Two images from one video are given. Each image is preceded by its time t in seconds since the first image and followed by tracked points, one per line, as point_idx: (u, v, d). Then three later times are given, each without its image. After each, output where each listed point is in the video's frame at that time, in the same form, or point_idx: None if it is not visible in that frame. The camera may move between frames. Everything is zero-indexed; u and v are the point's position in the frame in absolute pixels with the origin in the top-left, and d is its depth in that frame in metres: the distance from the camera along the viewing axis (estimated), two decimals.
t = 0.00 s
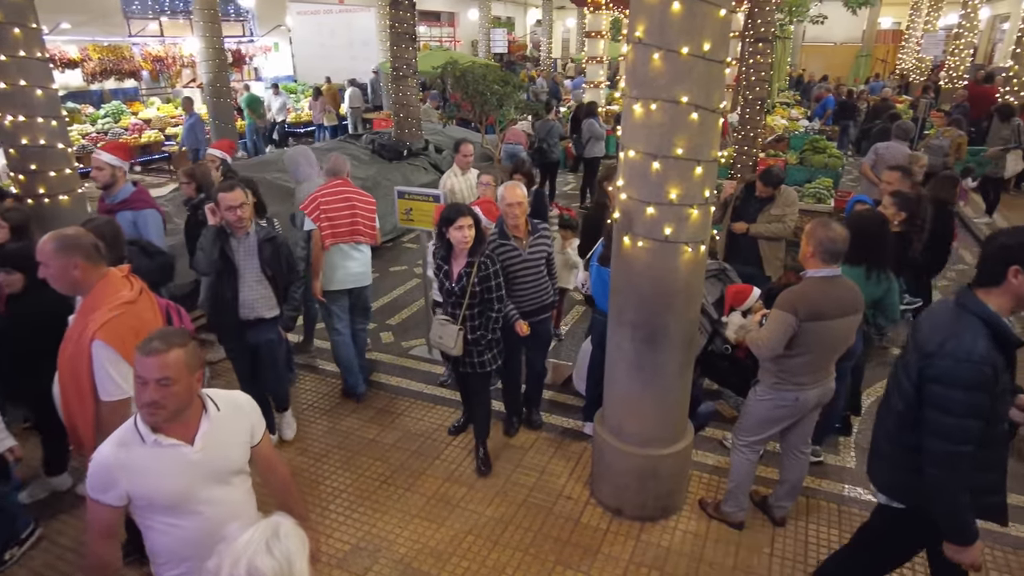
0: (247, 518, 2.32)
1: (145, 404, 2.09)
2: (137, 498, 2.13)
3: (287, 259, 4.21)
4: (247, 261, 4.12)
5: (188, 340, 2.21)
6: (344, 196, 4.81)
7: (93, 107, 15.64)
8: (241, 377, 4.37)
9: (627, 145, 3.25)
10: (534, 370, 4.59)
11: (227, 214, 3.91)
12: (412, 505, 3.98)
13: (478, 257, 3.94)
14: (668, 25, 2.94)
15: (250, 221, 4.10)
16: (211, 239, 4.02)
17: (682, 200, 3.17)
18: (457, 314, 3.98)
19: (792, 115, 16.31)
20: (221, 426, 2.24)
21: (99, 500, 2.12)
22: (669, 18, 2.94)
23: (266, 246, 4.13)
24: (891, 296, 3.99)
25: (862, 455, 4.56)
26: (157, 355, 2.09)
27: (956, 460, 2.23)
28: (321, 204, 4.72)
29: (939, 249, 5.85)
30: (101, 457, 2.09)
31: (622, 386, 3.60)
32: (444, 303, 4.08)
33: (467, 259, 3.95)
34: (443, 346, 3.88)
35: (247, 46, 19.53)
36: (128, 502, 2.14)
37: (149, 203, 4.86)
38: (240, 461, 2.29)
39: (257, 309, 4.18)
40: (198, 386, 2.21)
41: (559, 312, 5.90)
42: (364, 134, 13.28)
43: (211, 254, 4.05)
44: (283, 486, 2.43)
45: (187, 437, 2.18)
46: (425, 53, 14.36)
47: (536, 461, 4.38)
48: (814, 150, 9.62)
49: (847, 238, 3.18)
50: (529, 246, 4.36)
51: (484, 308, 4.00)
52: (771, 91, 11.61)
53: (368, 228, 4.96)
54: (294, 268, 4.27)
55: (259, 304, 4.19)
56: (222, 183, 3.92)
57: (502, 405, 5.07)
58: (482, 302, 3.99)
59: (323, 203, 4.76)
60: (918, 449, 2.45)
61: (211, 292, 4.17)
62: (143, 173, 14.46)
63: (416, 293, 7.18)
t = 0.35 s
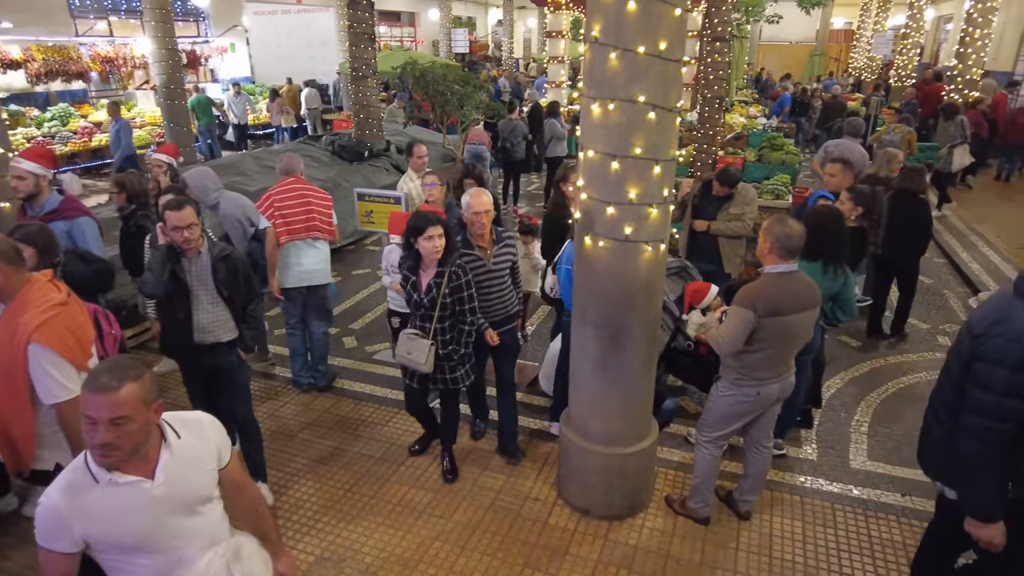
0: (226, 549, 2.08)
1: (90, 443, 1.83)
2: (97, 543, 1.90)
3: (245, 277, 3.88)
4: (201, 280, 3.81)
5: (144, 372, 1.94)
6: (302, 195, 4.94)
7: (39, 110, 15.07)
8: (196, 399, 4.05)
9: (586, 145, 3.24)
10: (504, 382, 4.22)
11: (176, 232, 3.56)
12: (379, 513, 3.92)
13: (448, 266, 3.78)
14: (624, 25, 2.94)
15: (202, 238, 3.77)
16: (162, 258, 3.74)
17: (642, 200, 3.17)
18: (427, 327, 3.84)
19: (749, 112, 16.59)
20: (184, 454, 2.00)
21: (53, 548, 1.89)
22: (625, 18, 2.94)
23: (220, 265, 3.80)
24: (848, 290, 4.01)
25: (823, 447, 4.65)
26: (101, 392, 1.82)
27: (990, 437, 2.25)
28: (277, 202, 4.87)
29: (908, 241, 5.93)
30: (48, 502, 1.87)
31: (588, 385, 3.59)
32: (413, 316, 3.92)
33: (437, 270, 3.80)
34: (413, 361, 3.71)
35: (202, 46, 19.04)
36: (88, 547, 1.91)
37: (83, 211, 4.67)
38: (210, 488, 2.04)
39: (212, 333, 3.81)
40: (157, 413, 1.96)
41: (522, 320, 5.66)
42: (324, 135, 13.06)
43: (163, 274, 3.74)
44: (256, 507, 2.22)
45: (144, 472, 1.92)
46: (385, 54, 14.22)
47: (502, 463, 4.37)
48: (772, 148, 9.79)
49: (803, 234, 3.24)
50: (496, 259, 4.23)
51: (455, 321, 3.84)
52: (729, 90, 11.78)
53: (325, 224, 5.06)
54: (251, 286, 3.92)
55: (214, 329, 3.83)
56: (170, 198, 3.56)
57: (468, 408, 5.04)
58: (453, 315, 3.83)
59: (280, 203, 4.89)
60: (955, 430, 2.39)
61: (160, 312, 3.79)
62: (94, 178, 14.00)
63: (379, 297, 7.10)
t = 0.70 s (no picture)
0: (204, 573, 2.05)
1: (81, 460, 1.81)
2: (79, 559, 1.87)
3: (213, 299, 3.61)
4: (163, 301, 3.57)
5: (136, 393, 1.87)
6: (236, 199, 4.86)
7: None
8: (161, 422, 3.85)
9: (540, 145, 3.22)
10: (474, 398, 4.09)
11: (136, 245, 3.32)
12: (339, 523, 3.84)
13: (402, 279, 3.56)
14: (574, 24, 2.93)
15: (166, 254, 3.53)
16: (118, 276, 3.48)
17: (597, 199, 3.17)
18: (383, 345, 3.57)
19: (705, 110, 16.84)
20: (176, 472, 1.98)
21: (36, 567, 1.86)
22: (575, 17, 2.93)
23: (185, 285, 3.54)
24: (801, 283, 4.07)
25: (781, 439, 4.73)
26: (95, 422, 1.76)
27: None
28: (210, 208, 4.79)
29: (874, 231, 6.29)
30: (31, 518, 1.84)
31: (549, 386, 3.58)
32: (361, 335, 3.63)
33: (389, 284, 3.55)
34: (371, 383, 3.41)
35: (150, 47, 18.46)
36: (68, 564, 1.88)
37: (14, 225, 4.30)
38: (198, 508, 2.02)
39: (172, 357, 3.60)
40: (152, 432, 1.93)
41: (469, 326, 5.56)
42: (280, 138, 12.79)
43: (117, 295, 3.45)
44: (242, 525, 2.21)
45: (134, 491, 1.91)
46: (340, 55, 14.01)
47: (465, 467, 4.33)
48: (727, 145, 9.96)
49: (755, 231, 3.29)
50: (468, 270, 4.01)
51: (412, 335, 3.63)
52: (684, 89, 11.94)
53: (265, 224, 5.00)
54: (221, 308, 3.65)
55: (176, 353, 3.61)
56: (131, 210, 3.33)
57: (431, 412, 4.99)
58: (410, 329, 3.62)
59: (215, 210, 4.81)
60: (1001, 449, 2.41)
61: (113, 332, 3.52)
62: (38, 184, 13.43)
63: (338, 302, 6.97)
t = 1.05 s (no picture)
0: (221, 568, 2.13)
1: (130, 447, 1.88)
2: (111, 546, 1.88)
3: (164, 323, 3.35)
4: (111, 325, 3.36)
5: (180, 380, 1.98)
6: (186, 201, 4.68)
7: None
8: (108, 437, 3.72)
9: (493, 146, 3.21)
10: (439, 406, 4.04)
11: (70, 264, 3.10)
12: (296, 533, 3.76)
13: (336, 293, 3.33)
14: (523, 23, 2.92)
15: (113, 275, 3.34)
16: (63, 297, 3.31)
17: (551, 199, 3.17)
18: (319, 364, 3.36)
19: (661, 110, 17.06)
20: (208, 467, 2.07)
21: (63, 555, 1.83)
22: (524, 16, 2.92)
23: (133, 309, 3.30)
24: (753, 279, 4.15)
25: (739, 432, 4.82)
26: (146, 407, 1.85)
27: None
28: (161, 211, 4.62)
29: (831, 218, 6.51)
30: (69, 501, 1.83)
31: (508, 386, 3.56)
32: (296, 354, 3.40)
33: (323, 299, 3.32)
34: (304, 405, 3.21)
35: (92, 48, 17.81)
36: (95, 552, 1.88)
37: None
38: (222, 505, 2.11)
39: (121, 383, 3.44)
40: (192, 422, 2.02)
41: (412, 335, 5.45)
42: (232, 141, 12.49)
43: (56, 320, 3.28)
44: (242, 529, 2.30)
45: (171, 481, 1.98)
46: (292, 56, 13.76)
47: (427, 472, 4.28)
48: (681, 144, 10.14)
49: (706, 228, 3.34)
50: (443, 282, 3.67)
51: (350, 352, 3.42)
52: (638, 89, 12.07)
53: (215, 227, 4.88)
54: (176, 332, 3.39)
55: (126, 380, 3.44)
56: (70, 227, 3.11)
57: (390, 418, 4.93)
58: (348, 346, 3.40)
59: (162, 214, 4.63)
60: None
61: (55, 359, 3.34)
62: None
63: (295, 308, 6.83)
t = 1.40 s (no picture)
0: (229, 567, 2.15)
1: (134, 452, 1.90)
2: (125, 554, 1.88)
3: (93, 353, 2.87)
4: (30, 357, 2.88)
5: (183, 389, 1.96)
6: (165, 207, 4.85)
7: None
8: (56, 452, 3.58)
9: (450, 148, 3.20)
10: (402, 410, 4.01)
11: None
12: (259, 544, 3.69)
13: (279, 304, 3.22)
14: (477, 24, 2.92)
15: (34, 298, 2.86)
16: None
17: (509, 200, 3.17)
18: (263, 379, 3.27)
19: (621, 109, 17.23)
20: (206, 466, 2.10)
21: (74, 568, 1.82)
22: (478, 17, 2.92)
23: (57, 338, 2.82)
24: (710, 276, 4.23)
25: (701, 426, 4.89)
26: (158, 403, 1.89)
27: None
28: (141, 214, 4.82)
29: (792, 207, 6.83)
30: (76, 515, 1.83)
31: (470, 388, 3.55)
32: (242, 369, 3.31)
33: (265, 310, 3.21)
34: (250, 423, 3.14)
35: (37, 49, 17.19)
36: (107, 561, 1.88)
37: None
38: (224, 503, 2.13)
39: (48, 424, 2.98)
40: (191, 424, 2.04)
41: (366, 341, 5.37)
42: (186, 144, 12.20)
43: None
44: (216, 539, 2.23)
45: (174, 484, 2.00)
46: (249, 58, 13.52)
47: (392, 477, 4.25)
48: (640, 143, 10.27)
49: (663, 226, 3.39)
50: (417, 298, 3.44)
51: (297, 366, 3.31)
52: (598, 89, 12.17)
53: (192, 234, 4.98)
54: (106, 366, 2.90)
55: (53, 422, 2.99)
56: None
57: (354, 425, 4.87)
58: (294, 359, 3.29)
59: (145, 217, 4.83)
60: None
61: None
62: None
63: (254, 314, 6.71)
